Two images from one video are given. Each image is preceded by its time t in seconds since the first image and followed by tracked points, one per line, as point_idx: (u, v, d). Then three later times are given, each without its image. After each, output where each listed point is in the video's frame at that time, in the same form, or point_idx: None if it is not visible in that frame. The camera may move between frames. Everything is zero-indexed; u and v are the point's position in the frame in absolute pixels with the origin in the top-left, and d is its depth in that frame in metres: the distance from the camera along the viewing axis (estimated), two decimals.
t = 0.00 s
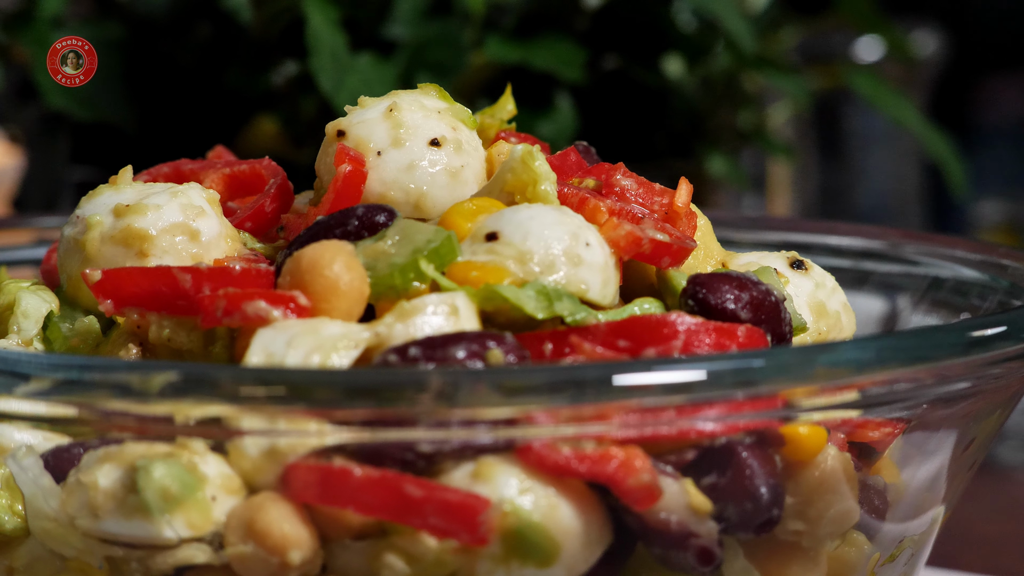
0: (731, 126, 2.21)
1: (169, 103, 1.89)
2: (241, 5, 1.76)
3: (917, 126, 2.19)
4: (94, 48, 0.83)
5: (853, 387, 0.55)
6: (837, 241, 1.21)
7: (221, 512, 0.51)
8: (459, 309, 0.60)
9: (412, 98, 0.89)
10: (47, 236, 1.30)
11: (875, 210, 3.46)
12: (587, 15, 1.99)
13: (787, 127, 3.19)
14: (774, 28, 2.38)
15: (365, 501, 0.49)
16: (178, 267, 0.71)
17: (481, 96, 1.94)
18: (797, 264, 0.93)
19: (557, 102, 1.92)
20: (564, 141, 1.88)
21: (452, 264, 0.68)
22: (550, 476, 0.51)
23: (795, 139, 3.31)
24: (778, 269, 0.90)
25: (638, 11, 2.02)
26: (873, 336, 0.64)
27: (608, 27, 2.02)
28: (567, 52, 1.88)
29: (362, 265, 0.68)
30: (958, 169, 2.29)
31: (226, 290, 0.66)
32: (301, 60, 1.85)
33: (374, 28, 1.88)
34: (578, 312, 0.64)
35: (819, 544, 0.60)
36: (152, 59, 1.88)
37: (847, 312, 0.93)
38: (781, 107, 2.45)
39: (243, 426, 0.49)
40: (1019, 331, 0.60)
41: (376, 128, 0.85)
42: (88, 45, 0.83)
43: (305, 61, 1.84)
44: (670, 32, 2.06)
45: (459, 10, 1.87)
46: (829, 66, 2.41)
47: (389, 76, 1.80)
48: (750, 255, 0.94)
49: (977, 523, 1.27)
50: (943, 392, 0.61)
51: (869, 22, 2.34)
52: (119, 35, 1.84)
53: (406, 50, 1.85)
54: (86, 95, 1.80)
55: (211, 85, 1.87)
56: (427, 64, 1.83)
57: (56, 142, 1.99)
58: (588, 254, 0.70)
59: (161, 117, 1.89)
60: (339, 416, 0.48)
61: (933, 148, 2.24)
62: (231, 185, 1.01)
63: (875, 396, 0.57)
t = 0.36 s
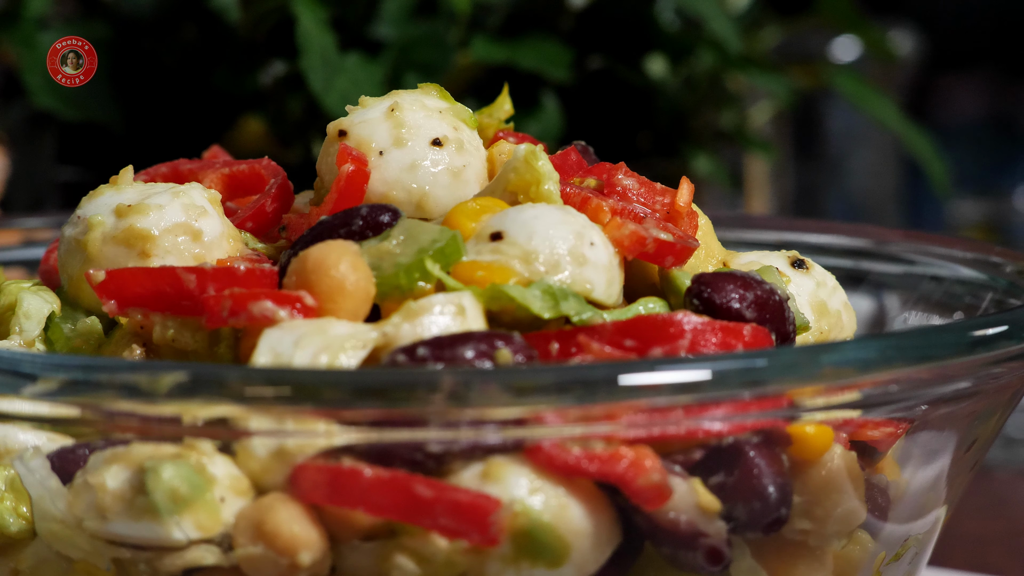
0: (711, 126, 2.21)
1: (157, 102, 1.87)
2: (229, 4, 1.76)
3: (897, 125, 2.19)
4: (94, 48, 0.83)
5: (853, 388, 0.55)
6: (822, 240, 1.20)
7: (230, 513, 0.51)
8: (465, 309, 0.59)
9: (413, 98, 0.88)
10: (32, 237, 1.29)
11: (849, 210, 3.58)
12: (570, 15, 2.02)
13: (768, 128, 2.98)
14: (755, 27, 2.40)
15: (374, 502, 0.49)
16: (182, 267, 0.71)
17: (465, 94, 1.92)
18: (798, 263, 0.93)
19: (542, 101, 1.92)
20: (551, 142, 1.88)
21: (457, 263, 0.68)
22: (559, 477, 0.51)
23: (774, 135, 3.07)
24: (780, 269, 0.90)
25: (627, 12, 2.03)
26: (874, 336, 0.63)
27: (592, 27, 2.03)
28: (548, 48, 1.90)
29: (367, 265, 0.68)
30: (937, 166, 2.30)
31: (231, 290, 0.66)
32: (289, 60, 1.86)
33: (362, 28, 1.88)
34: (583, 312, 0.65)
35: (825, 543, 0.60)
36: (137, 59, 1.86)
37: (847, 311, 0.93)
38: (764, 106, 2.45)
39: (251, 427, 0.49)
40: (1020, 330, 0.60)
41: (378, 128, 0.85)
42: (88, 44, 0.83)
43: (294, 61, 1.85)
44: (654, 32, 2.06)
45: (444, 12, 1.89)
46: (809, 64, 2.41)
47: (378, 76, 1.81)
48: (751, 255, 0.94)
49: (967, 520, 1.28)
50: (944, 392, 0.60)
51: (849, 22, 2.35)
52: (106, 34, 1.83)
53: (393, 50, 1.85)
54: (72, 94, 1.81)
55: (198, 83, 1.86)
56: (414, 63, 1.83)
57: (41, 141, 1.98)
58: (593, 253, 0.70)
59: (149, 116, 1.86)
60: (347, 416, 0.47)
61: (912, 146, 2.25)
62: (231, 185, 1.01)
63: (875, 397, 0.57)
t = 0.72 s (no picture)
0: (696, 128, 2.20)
1: (145, 103, 1.85)
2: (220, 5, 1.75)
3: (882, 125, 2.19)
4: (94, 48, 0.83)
5: (857, 389, 0.55)
6: (807, 241, 1.20)
7: (240, 514, 0.51)
8: (473, 310, 0.60)
9: (416, 99, 0.88)
10: (20, 238, 1.28)
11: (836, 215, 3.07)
12: (559, 16, 2.02)
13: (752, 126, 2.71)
14: (741, 26, 2.40)
15: (385, 503, 0.49)
16: (188, 268, 0.71)
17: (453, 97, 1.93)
18: (802, 264, 0.93)
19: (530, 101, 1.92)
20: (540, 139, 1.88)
21: (464, 264, 0.68)
22: (569, 477, 0.51)
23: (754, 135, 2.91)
24: (783, 269, 0.90)
25: (619, 14, 2.03)
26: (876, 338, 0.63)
27: (580, 27, 2.04)
28: (536, 49, 1.91)
29: (374, 266, 0.68)
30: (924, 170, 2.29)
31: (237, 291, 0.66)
32: (279, 60, 1.85)
33: (350, 29, 1.87)
34: (590, 313, 0.65)
35: (832, 543, 0.60)
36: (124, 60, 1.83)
37: (851, 311, 0.93)
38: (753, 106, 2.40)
39: (261, 428, 0.49)
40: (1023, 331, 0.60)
41: (381, 129, 0.84)
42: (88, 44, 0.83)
43: (284, 62, 1.85)
44: (640, 32, 2.04)
45: (433, 11, 1.86)
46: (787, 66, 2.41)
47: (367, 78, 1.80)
48: (754, 255, 0.94)
49: (959, 517, 1.29)
50: (945, 394, 0.60)
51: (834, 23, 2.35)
52: (93, 36, 1.82)
53: (380, 51, 1.85)
54: (61, 96, 1.80)
55: (187, 85, 1.84)
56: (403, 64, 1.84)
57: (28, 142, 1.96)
58: (599, 254, 0.70)
59: (137, 116, 1.85)
60: (357, 417, 0.47)
61: (899, 147, 2.25)
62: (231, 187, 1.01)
63: (877, 398, 0.57)
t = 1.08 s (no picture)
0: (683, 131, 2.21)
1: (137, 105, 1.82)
2: (212, 6, 1.74)
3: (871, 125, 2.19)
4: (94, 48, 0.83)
5: (861, 391, 0.54)
6: (793, 239, 1.19)
7: (249, 516, 0.51)
8: (480, 311, 0.60)
9: (420, 100, 0.88)
10: (11, 240, 1.28)
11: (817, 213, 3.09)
12: (548, 16, 2.01)
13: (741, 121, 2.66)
14: (728, 28, 2.41)
15: (394, 505, 0.49)
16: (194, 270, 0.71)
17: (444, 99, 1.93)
18: (804, 265, 0.93)
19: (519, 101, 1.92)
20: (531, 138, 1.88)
21: (470, 265, 0.68)
22: (578, 478, 0.52)
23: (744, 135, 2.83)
24: (786, 270, 0.90)
25: (608, 16, 2.04)
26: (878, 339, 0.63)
27: (569, 28, 2.05)
28: (529, 51, 1.90)
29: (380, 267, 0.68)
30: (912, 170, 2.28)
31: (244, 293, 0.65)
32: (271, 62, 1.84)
33: (341, 31, 1.84)
34: (597, 314, 0.65)
35: (838, 544, 0.60)
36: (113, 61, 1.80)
37: (854, 312, 0.93)
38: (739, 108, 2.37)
39: (270, 429, 0.49)
40: None
41: (385, 130, 0.84)
42: (88, 45, 0.83)
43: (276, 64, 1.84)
44: (629, 32, 2.05)
45: (422, 13, 1.86)
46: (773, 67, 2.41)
47: (358, 80, 1.79)
48: (757, 255, 0.94)
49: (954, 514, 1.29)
50: (948, 396, 0.60)
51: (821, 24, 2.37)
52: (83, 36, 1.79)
53: (372, 52, 1.84)
54: (54, 98, 1.76)
55: (179, 86, 1.82)
56: (392, 65, 1.83)
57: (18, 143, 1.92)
58: (605, 256, 0.70)
59: (130, 120, 1.82)
60: (366, 419, 0.47)
61: (886, 145, 2.24)
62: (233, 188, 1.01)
63: (880, 401, 0.56)
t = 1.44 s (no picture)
0: (671, 134, 2.21)
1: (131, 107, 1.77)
2: (203, 7, 1.73)
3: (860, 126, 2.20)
4: (94, 48, 0.83)
5: (864, 392, 0.54)
6: (775, 240, 1.20)
7: (257, 518, 0.51)
8: (485, 313, 0.60)
9: (421, 101, 0.88)
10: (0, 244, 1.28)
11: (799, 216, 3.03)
12: (537, 17, 2.02)
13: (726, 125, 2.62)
14: (715, 28, 2.41)
15: (404, 506, 0.49)
16: (198, 272, 0.71)
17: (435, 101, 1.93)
18: (806, 265, 0.93)
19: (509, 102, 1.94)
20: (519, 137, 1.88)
21: (475, 266, 0.68)
22: (586, 479, 0.52)
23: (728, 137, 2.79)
24: (789, 271, 0.90)
25: (597, 16, 2.05)
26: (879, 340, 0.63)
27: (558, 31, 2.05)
28: (519, 53, 1.89)
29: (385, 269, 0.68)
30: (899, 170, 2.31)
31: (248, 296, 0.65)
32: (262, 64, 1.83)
33: (332, 32, 1.84)
34: (602, 315, 0.65)
35: (844, 544, 0.61)
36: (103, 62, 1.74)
37: (856, 313, 0.93)
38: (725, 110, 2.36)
39: (277, 431, 0.49)
40: None
41: (388, 131, 0.84)
42: (88, 45, 0.84)
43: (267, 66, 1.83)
44: (619, 33, 2.06)
45: (412, 14, 1.84)
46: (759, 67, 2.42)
47: (350, 80, 1.78)
48: (759, 256, 0.94)
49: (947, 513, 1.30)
50: (950, 398, 0.60)
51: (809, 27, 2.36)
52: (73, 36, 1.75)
53: (361, 53, 1.83)
54: (47, 100, 1.72)
55: (171, 88, 1.78)
56: (383, 67, 1.81)
57: (9, 147, 1.87)
58: (610, 257, 0.70)
59: (123, 122, 1.77)
60: (374, 421, 0.47)
61: (871, 144, 2.25)
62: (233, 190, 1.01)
63: (882, 402, 0.56)
